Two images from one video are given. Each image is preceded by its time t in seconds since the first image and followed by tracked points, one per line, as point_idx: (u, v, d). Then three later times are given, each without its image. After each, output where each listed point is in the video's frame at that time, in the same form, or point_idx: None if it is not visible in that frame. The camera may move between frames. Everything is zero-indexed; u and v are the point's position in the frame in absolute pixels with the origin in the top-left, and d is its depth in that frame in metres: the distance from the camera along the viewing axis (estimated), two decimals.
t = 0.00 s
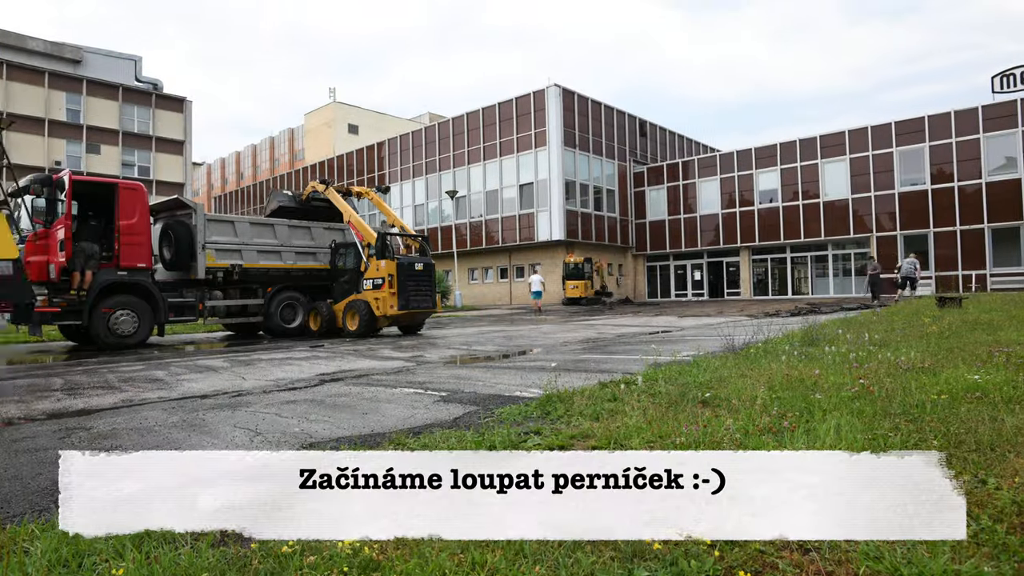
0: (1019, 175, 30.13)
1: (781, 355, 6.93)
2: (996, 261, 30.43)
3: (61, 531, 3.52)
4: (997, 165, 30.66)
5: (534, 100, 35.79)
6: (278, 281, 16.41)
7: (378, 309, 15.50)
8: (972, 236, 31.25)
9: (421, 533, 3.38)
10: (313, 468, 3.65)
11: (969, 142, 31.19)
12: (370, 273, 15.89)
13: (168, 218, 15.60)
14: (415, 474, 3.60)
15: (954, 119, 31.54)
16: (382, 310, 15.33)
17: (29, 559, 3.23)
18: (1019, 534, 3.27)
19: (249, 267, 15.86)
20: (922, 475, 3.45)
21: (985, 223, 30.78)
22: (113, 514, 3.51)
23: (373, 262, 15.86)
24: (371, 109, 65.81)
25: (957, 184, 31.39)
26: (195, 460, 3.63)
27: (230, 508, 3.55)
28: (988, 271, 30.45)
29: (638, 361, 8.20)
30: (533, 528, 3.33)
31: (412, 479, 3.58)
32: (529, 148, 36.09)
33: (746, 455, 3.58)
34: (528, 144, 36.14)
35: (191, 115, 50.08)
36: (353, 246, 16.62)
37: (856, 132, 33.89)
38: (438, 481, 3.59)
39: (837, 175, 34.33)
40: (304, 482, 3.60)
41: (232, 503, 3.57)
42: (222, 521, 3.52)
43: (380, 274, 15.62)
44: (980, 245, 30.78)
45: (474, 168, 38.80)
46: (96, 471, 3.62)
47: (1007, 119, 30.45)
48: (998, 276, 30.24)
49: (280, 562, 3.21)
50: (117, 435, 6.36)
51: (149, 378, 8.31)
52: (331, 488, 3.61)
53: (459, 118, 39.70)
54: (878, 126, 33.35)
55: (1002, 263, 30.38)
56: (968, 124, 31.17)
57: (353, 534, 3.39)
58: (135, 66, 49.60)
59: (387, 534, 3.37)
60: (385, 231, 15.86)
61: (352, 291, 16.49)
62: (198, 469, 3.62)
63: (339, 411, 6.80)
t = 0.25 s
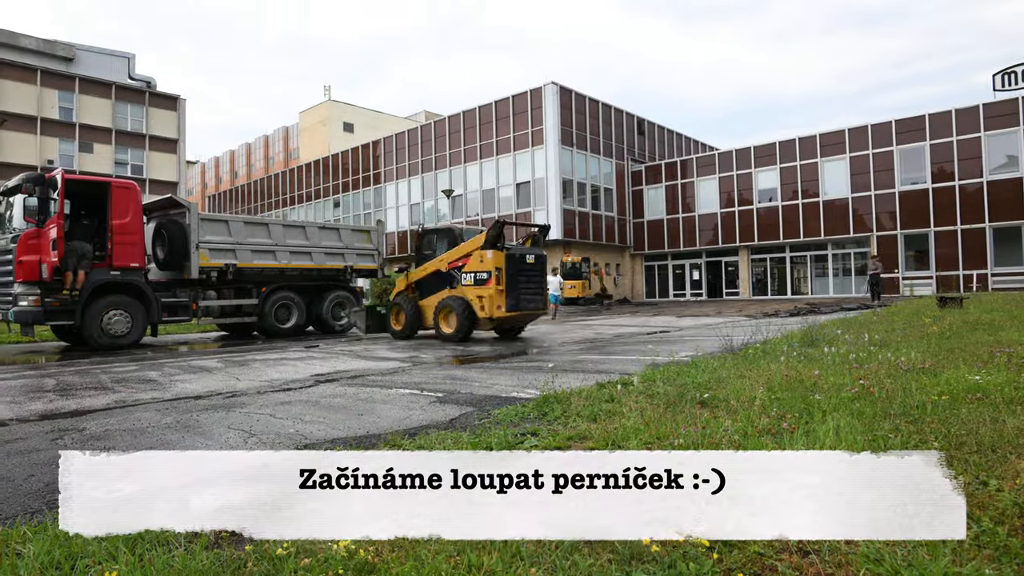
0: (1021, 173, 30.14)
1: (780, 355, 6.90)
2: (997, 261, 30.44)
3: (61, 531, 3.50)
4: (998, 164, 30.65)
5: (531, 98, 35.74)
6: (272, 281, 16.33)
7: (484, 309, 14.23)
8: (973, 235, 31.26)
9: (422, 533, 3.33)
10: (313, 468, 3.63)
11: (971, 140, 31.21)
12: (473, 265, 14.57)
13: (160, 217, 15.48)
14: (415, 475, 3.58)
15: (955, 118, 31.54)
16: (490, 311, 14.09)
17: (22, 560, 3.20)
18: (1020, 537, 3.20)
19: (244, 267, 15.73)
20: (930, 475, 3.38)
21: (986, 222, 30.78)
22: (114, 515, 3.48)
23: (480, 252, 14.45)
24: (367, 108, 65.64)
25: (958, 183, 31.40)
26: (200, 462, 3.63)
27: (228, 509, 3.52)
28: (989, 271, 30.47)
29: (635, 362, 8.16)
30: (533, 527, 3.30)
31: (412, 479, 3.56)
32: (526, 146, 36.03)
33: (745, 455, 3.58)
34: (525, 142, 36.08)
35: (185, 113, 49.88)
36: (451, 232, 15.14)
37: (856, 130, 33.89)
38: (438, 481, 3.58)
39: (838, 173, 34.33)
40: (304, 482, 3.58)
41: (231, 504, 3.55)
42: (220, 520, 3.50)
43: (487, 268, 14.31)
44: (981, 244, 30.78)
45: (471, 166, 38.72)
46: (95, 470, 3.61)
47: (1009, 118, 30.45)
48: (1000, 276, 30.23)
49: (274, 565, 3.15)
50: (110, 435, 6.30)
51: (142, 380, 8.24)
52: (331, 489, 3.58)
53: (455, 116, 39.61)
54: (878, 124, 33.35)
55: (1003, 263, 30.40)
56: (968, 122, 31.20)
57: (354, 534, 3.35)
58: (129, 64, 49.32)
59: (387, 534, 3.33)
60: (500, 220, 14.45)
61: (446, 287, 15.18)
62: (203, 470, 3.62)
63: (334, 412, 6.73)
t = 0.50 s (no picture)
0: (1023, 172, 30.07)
1: (779, 356, 6.83)
2: (999, 260, 30.38)
3: (62, 531, 3.45)
4: (1000, 162, 30.58)
5: (528, 96, 35.64)
6: (266, 281, 16.18)
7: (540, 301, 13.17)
8: (974, 234, 31.21)
9: (422, 533, 3.25)
10: (313, 468, 3.41)
11: (972, 139, 31.15)
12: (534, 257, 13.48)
13: (152, 216, 15.34)
14: (415, 473, 3.37)
15: (956, 116, 31.49)
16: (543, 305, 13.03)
17: (12, 563, 3.14)
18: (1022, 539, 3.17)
19: (237, 267, 15.60)
20: (930, 473, 3.24)
21: (987, 221, 30.71)
22: (114, 515, 3.38)
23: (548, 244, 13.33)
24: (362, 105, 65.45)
25: (960, 181, 31.34)
26: (192, 459, 3.41)
27: (229, 507, 3.38)
28: (991, 270, 30.39)
29: (633, 363, 8.07)
30: (533, 528, 3.23)
31: (411, 479, 3.37)
32: (522, 145, 35.95)
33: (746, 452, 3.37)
34: (521, 140, 35.99)
35: (177, 111, 49.64)
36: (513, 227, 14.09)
37: (857, 128, 33.85)
38: (438, 481, 3.37)
39: (837, 171, 34.32)
40: (304, 482, 3.39)
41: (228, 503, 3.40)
42: (220, 520, 3.36)
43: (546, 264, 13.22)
44: (983, 244, 30.71)
45: (466, 165, 38.65)
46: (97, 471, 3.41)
47: (1011, 116, 30.38)
48: (1002, 275, 30.15)
49: (267, 568, 3.10)
50: (101, 437, 6.21)
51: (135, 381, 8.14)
52: (331, 489, 3.40)
53: (451, 114, 39.55)
54: (878, 122, 33.29)
55: (1005, 263, 30.35)
56: (969, 120, 31.14)
57: (353, 534, 3.26)
58: (121, 61, 49.65)
59: (387, 534, 3.25)
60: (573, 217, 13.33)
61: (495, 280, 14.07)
62: (197, 468, 3.40)
63: (328, 413, 6.65)
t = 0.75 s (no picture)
0: None
1: (778, 357, 6.77)
2: (1001, 259, 30.30)
3: (62, 531, 3.42)
4: (1002, 160, 30.55)
5: (523, 94, 35.54)
6: (259, 281, 16.06)
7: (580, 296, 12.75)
8: (976, 233, 31.13)
9: (421, 533, 3.21)
10: (313, 468, 3.39)
11: (973, 136, 31.10)
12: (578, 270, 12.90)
13: (144, 215, 15.21)
14: (415, 473, 3.35)
15: (957, 113, 31.44)
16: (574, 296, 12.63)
17: None
18: None
19: (229, 266, 15.49)
20: (931, 473, 3.21)
21: (989, 220, 30.63)
22: (114, 514, 3.36)
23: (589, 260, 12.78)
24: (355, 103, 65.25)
25: (961, 180, 31.30)
26: (196, 459, 3.39)
27: (231, 507, 3.35)
28: (992, 270, 30.28)
29: (629, 364, 8.00)
30: (533, 527, 3.19)
31: (411, 479, 3.34)
32: (518, 143, 35.83)
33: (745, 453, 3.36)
34: (517, 138, 35.88)
35: (168, 108, 49.40)
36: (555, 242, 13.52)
37: (857, 126, 33.81)
38: (437, 481, 3.35)
39: (838, 169, 34.29)
40: (304, 482, 3.36)
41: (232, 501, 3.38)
42: (224, 519, 3.34)
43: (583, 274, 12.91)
44: (984, 243, 30.61)
45: (461, 163, 38.56)
46: (99, 472, 3.38)
47: (1013, 113, 30.37)
48: (1003, 275, 30.07)
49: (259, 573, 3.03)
50: (91, 439, 6.11)
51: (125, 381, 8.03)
52: (331, 489, 3.37)
53: (446, 112, 39.42)
54: (878, 120, 33.25)
55: (1007, 262, 30.29)
56: (971, 118, 31.09)
57: (354, 534, 3.22)
58: (111, 59, 49.66)
59: (388, 534, 3.21)
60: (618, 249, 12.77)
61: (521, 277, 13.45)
62: (199, 469, 3.38)
63: (322, 415, 6.58)
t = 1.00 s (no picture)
0: None
1: (777, 358, 6.71)
2: (1002, 259, 30.35)
3: (62, 531, 3.41)
4: (1004, 158, 30.58)
5: (519, 91, 35.40)
6: (249, 280, 15.90)
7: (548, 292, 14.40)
8: (978, 232, 31.13)
9: (421, 533, 3.22)
10: (313, 468, 3.41)
11: (975, 134, 31.12)
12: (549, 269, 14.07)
13: (134, 213, 15.10)
14: (415, 474, 3.35)
15: (958, 111, 31.47)
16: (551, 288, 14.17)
17: None
18: None
19: (220, 265, 15.36)
20: (929, 474, 3.21)
21: (991, 219, 30.63)
22: (114, 514, 3.38)
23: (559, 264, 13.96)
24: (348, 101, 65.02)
25: (962, 178, 31.32)
26: (196, 460, 3.41)
27: (230, 507, 3.38)
28: (994, 269, 30.38)
29: (626, 364, 7.95)
30: (533, 528, 3.20)
31: (411, 479, 3.35)
32: (513, 141, 35.71)
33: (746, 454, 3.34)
34: (512, 136, 35.78)
35: (158, 105, 49.15)
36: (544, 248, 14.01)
37: (857, 124, 33.80)
38: (438, 481, 3.35)
39: (837, 167, 34.27)
40: (304, 482, 3.37)
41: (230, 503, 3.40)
42: (222, 520, 3.37)
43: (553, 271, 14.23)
44: (986, 242, 30.61)
45: (456, 161, 38.43)
46: (99, 472, 3.41)
47: (1014, 111, 30.39)
48: (1005, 274, 30.10)
49: None
50: (80, 441, 6.01)
51: (114, 383, 7.92)
52: (331, 489, 3.38)
53: (440, 109, 39.27)
54: (879, 118, 33.22)
55: (1008, 261, 30.32)
56: (973, 116, 31.11)
57: (354, 534, 3.25)
58: (101, 55, 49.19)
59: (388, 534, 3.23)
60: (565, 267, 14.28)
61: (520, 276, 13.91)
62: (200, 469, 3.41)
63: (315, 416, 6.49)
